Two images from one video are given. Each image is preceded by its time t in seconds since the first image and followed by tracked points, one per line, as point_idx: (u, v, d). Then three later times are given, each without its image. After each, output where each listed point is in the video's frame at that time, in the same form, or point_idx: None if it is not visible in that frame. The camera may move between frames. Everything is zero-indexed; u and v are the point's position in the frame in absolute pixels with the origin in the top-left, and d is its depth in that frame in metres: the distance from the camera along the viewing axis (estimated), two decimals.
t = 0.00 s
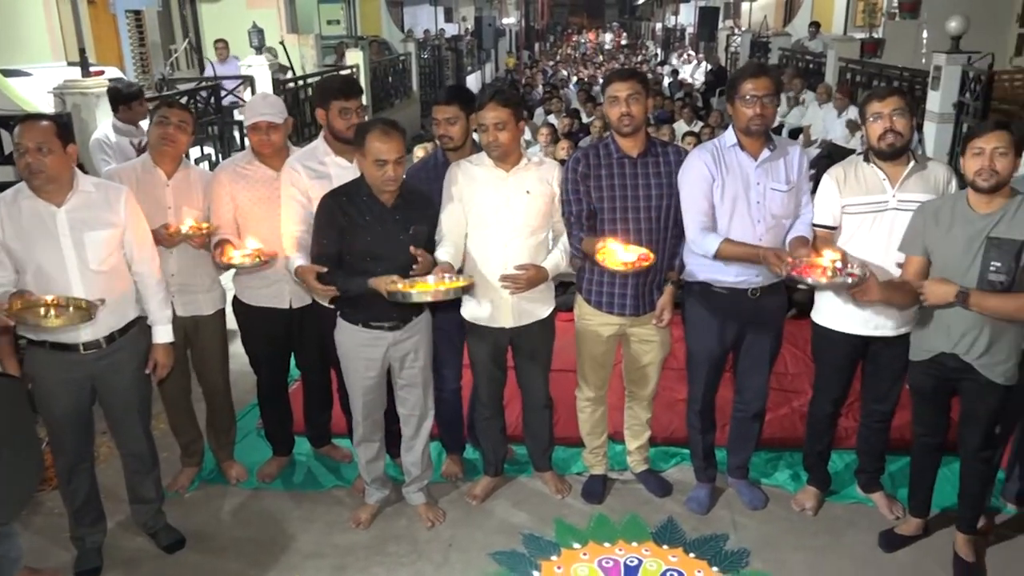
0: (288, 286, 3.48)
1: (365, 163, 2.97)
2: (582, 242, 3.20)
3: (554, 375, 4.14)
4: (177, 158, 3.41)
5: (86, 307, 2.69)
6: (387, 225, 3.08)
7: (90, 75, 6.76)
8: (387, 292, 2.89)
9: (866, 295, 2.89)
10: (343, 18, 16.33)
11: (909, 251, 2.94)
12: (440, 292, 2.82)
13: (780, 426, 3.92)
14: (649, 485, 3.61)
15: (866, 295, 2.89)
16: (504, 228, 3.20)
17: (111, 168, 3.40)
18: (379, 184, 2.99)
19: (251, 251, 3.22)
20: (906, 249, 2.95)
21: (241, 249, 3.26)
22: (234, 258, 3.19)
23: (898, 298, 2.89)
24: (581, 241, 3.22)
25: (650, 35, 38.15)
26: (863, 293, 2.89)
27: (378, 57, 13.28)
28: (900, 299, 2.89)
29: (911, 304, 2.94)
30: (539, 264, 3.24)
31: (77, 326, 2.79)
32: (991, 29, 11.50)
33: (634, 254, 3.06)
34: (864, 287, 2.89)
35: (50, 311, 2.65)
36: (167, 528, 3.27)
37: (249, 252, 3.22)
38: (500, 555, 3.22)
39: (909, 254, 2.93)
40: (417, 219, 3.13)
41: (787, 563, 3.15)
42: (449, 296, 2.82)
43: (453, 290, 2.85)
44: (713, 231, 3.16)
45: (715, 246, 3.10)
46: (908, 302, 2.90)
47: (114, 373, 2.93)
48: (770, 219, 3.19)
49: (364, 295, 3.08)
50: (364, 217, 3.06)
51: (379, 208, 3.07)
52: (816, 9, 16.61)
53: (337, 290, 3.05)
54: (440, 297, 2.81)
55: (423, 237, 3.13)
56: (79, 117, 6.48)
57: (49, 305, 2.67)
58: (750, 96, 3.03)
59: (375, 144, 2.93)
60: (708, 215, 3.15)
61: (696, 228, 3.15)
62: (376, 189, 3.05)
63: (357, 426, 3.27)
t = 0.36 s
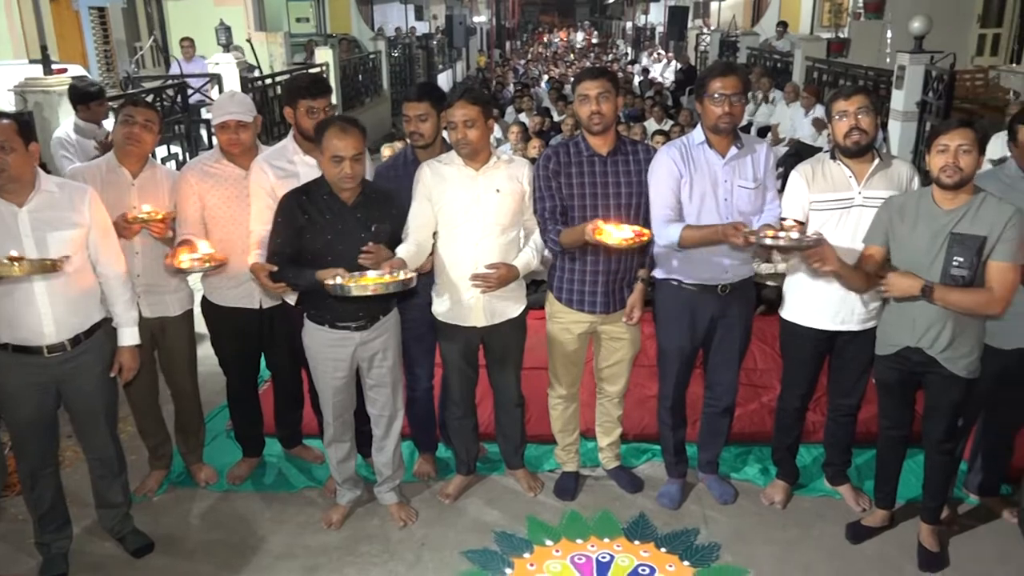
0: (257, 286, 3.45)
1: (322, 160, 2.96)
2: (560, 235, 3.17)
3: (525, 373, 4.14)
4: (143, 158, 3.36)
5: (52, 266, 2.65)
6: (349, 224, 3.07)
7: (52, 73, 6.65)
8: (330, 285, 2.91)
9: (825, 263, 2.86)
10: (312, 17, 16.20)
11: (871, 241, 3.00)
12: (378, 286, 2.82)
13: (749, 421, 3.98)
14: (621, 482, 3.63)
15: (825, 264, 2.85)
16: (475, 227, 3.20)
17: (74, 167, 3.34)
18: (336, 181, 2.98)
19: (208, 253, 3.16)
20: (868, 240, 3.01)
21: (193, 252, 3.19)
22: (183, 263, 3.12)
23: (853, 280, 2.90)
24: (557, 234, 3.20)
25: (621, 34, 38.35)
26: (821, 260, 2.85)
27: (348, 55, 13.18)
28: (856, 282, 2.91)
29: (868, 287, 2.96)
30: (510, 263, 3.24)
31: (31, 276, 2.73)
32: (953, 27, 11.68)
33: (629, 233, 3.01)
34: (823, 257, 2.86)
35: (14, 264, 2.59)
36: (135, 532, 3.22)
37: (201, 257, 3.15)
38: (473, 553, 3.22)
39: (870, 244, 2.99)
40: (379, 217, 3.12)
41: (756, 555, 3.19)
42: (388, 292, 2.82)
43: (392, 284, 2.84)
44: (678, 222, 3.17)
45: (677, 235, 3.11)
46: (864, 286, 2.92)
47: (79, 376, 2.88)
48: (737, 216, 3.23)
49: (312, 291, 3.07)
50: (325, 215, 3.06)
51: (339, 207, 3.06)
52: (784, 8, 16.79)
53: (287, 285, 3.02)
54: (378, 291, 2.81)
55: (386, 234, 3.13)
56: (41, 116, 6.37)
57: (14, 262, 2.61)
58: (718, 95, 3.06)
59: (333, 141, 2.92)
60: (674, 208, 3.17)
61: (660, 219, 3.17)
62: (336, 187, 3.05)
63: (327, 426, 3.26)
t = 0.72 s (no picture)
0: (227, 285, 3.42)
1: (287, 159, 2.94)
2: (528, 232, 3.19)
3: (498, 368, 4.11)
4: (109, 155, 3.30)
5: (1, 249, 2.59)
6: (319, 222, 3.04)
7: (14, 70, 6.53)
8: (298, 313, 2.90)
9: (768, 283, 3.02)
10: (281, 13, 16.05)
11: (836, 233, 3.04)
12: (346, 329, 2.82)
13: (719, 416, 4.04)
14: (595, 477, 3.65)
15: (766, 286, 3.02)
16: (447, 224, 3.20)
17: (37, 165, 3.27)
18: (302, 180, 2.96)
19: (169, 255, 3.16)
20: (833, 232, 3.06)
21: (148, 253, 3.17)
22: (136, 264, 3.10)
23: (806, 281, 2.99)
24: (525, 233, 3.21)
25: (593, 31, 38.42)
26: (763, 283, 3.02)
27: (318, 52, 13.06)
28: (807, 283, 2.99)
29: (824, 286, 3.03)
30: (482, 259, 3.24)
31: None
32: (919, 23, 11.80)
33: (588, 237, 3.09)
34: (766, 278, 3.02)
35: None
36: (104, 536, 3.17)
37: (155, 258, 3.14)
38: (447, 550, 3.22)
39: (836, 237, 3.04)
40: (349, 214, 3.10)
41: (729, 548, 3.22)
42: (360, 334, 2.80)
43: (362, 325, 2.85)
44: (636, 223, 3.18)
45: (631, 235, 3.12)
46: (817, 284, 3.00)
47: (45, 378, 2.83)
48: (707, 212, 3.26)
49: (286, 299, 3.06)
50: (294, 215, 3.03)
51: (306, 205, 3.04)
52: (753, 5, 16.92)
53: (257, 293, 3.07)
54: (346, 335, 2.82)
55: (357, 232, 3.11)
56: (3, 114, 6.26)
57: None
58: (688, 91, 3.08)
59: (298, 139, 2.90)
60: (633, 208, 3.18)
61: (620, 218, 3.16)
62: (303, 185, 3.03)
63: (300, 426, 3.24)
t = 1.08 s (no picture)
0: (195, 287, 3.37)
1: (263, 158, 2.92)
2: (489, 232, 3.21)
3: (471, 368, 4.15)
4: (70, 156, 3.24)
5: None
6: (295, 220, 3.01)
7: None
8: (314, 316, 2.86)
9: (756, 296, 3.03)
10: (247, 11, 15.86)
11: (806, 235, 3.07)
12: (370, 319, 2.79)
13: (690, 411, 4.05)
14: (568, 473, 3.66)
15: (754, 299, 3.03)
16: (417, 223, 3.19)
17: None
18: (279, 179, 2.94)
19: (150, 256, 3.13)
20: (804, 233, 3.08)
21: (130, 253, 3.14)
22: (119, 264, 3.06)
23: (788, 288, 3.05)
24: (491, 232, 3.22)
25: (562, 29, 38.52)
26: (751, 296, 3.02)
27: (285, 51, 12.92)
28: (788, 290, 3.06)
29: (805, 288, 3.10)
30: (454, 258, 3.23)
31: None
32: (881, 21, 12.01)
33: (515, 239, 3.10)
34: (752, 292, 3.02)
35: None
36: (71, 543, 3.11)
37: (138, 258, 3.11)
38: (422, 550, 3.21)
39: (806, 240, 3.07)
40: (325, 213, 3.06)
41: (701, 541, 3.25)
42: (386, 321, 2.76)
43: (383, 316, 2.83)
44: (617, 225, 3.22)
45: (617, 240, 3.17)
46: (799, 289, 3.07)
47: (8, 382, 2.77)
48: (678, 208, 3.28)
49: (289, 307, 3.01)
50: (271, 215, 2.99)
51: (284, 206, 3.01)
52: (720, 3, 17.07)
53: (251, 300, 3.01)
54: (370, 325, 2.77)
55: (333, 230, 3.07)
56: None
57: None
58: (657, 90, 3.10)
59: (274, 138, 2.88)
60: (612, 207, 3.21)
61: (601, 220, 3.20)
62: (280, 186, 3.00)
63: (273, 428, 3.21)
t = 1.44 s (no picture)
0: (166, 289, 3.33)
1: (237, 155, 2.89)
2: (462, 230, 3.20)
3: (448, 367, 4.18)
4: (35, 157, 3.18)
5: None
6: (270, 218, 2.98)
7: None
8: (296, 309, 2.85)
9: (749, 278, 2.97)
10: (217, 8, 15.67)
11: (781, 231, 3.10)
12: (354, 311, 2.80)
13: (667, 405, 4.07)
14: (545, 470, 3.67)
15: (749, 280, 2.97)
16: (391, 221, 3.18)
17: None
18: (253, 176, 2.91)
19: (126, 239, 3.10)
20: (779, 230, 3.11)
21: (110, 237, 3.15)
22: (101, 246, 3.06)
23: (778, 276, 2.99)
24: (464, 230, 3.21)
25: (534, 27, 38.52)
26: (745, 277, 2.97)
27: (256, 48, 12.78)
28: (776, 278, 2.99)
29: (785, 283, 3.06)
30: (428, 256, 3.23)
31: None
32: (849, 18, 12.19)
33: (485, 234, 3.11)
34: (746, 272, 2.97)
35: None
36: (41, 550, 3.06)
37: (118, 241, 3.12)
38: (399, 549, 3.20)
39: (781, 236, 3.09)
40: (302, 211, 3.05)
41: (677, 534, 3.28)
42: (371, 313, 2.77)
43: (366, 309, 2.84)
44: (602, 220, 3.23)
45: (605, 235, 3.18)
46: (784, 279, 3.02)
47: None
48: (651, 204, 3.30)
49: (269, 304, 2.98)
50: (245, 214, 2.97)
51: (258, 205, 2.98)
52: (692, 1, 17.20)
53: (232, 298, 2.96)
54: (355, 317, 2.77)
55: (309, 229, 3.06)
56: None
57: None
58: (628, 86, 3.11)
59: (247, 134, 2.85)
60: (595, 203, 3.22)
61: (586, 216, 3.21)
62: (253, 184, 2.97)
63: (249, 429, 3.18)
